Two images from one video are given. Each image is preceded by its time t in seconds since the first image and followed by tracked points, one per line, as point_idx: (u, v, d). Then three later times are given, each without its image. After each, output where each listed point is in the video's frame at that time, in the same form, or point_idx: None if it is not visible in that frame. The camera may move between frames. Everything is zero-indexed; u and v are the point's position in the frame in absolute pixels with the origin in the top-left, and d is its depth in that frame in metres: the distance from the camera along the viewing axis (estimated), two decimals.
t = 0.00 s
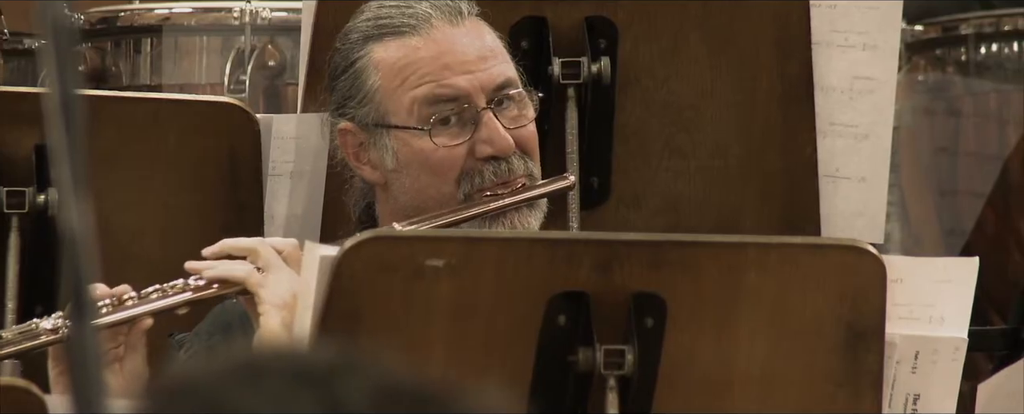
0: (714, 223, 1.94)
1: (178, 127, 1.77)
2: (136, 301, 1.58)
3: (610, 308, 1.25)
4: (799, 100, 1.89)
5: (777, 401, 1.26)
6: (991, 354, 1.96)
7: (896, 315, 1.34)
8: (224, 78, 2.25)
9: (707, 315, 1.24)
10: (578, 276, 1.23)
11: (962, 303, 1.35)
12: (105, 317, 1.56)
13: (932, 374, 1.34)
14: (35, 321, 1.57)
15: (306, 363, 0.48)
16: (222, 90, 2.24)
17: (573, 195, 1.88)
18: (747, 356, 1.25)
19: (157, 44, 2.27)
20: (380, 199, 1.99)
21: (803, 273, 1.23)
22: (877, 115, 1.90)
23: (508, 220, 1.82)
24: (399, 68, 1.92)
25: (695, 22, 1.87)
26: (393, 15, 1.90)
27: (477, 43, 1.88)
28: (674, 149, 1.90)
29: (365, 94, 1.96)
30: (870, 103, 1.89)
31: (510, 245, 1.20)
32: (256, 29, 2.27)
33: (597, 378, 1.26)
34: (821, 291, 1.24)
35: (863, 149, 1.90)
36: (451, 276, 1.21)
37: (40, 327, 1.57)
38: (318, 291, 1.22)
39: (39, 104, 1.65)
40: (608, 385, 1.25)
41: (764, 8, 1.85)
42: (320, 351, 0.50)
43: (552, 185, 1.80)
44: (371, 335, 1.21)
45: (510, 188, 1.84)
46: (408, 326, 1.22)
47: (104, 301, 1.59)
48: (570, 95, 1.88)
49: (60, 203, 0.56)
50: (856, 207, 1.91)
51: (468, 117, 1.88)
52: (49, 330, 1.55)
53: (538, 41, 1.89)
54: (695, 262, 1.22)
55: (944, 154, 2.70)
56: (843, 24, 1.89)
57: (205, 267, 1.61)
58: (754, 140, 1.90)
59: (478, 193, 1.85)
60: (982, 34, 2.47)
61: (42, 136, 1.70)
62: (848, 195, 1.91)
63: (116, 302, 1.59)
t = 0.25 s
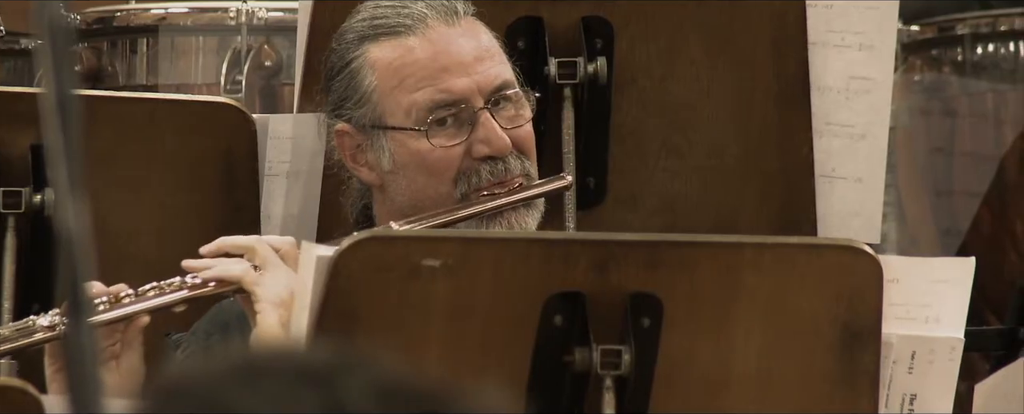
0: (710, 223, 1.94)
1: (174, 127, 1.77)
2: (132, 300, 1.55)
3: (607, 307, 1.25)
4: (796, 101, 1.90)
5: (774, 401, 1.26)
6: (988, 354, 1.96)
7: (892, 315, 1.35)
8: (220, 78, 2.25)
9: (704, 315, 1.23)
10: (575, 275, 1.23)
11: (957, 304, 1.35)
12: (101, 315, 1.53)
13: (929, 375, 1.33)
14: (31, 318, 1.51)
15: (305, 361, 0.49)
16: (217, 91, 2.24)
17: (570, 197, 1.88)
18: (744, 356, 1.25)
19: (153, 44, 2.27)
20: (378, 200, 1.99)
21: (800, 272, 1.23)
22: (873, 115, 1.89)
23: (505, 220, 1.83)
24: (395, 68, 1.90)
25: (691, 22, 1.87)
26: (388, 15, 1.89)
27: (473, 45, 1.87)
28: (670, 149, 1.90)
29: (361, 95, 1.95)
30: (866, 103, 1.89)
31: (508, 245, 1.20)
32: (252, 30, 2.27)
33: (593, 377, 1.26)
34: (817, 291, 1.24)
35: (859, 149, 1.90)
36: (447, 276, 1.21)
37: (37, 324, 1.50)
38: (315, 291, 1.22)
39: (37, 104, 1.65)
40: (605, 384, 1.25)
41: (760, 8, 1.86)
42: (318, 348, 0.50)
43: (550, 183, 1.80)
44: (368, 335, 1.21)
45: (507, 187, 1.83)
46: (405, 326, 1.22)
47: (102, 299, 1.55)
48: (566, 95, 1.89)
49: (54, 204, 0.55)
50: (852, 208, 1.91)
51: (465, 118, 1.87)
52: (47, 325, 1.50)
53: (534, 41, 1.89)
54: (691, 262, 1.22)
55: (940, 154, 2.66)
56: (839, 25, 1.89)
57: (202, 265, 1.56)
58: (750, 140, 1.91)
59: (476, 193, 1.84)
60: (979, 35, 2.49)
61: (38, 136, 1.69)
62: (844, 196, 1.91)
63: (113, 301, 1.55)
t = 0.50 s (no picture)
0: (703, 223, 1.93)
1: (170, 128, 1.77)
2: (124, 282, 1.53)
3: (600, 308, 1.25)
4: (790, 100, 1.89)
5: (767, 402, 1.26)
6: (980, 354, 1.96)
7: (885, 315, 1.34)
8: (213, 79, 2.24)
9: (697, 315, 1.23)
10: (568, 275, 1.23)
11: (953, 304, 1.34)
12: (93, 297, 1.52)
13: (921, 375, 1.33)
14: (22, 297, 1.48)
15: (297, 360, 0.49)
16: (212, 90, 2.23)
17: (563, 196, 1.89)
18: (737, 356, 1.24)
19: (147, 45, 2.26)
20: (373, 198, 2.00)
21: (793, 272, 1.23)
22: (867, 115, 1.87)
23: (498, 216, 1.83)
24: (390, 65, 1.93)
25: (684, 22, 1.86)
26: (384, 11, 1.92)
27: (469, 42, 1.90)
28: (663, 149, 1.90)
29: (358, 91, 1.97)
30: (860, 103, 1.86)
31: (502, 245, 1.20)
32: (246, 30, 2.25)
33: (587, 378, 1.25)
34: (810, 290, 1.24)
35: (853, 149, 1.87)
36: (441, 276, 1.21)
37: (28, 303, 1.48)
38: (310, 287, 1.22)
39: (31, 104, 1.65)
40: (598, 385, 1.25)
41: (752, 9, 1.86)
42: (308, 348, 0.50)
43: (544, 181, 1.79)
44: (362, 335, 1.21)
45: (500, 183, 1.85)
46: (398, 326, 1.21)
47: (92, 280, 1.54)
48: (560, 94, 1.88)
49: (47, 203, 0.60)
50: (846, 208, 1.88)
51: (460, 112, 1.90)
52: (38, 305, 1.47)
53: (529, 40, 1.88)
54: (685, 262, 1.22)
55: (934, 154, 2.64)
56: (834, 25, 1.86)
57: (195, 249, 1.54)
58: (742, 140, 1.91)
59: (470, 188, 1.86)
60: (972, 34, 2.49)
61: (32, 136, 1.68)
62: (838, 196, 1.88)
63: (104, 282, 1.54)
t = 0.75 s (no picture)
0: (690, 222, 1.93)
1: (156, 128, 1.75)
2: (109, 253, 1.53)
3: (587, 308, 1.24)
4: (778, 100, 1.89)
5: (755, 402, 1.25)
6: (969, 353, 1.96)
7: (872, 315, 1.34)
8: (201, 78, 2.22)
9: (684, 315, 1.23)
10: (555, 275, 1.22)
11: (941, 304, 1.34)
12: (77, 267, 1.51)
13: (909, 375, 1.33)
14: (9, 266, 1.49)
15: (294, 363, 0.50)
16: (198, 90, 2.21)
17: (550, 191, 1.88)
18: (725, 357, 1.24)
19: (135, 45, 2.24)
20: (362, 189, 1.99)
21: (780, 271, 1.23)
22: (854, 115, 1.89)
23: (487, 203, 1.82)
24: (384, 56, 1.90)
25: (672, 21, 1.86)
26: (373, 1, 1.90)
27: (457, 33, 1.88)
28: (651, 149, 1.90)
29: (347, 82, 1.94)
30: (847, 103, 1.88)
31: (489, 243, 1.19)
32: (233, 29, 2.25)
33: (574, 378, 1.24)
34: (797, 289, 1.23)
35: (840, 149, 1.89)
36: (428, 276, 1.20)
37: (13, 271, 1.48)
38: (295, 291, 1.20)
39: (16, 103, 1.63)
40: (585, 385, 1.24)
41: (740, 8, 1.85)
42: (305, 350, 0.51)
43: (531, 171, 1.78)
44: (350, 336, 1.19)
45: (488, 171, 1.83)
46: (385, 327, 1.20)
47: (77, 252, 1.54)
48: (547, 94, 1.87)
49: (36, 201, 0.58)
50: (833, 208, 1.90)
51: (449, 99, 1.88)
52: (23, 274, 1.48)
53: (515, 42, 1.89)
54: (672, 262, 1.21)
55: (922, 154, 2.56)
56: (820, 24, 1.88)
57: (180, 220, 1.55)
58: (730, 141, 1.90)
59: (459, 176, 1.85)
60: (959, 34, 2.48)
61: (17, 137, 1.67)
62: (826, 195, 1.90)
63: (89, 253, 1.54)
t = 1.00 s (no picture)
0: (671, 222, 1.92)
1: (136, 127, 1.77)
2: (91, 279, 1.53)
3: (568, 308, 1.23)
4: (758, 99, 1.89)
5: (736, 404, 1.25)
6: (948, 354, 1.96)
7: (852, 315, 1.34)
8: (180, 79, 2.21)
9: (666, 315, 1.22)
10: (536, 275, 1.21)
11: (921, 304, 1.33)
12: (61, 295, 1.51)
13: (889, 375, 1.33)
14: None
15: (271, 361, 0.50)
16: (178, 90, 2.21)
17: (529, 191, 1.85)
18: (706, 356, 1.23)
19: (115, 45, 2.23)
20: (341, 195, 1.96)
21: (760, 271, 1.22)
22: (835, 115, 1.86)
23: (466, 211, 1.81)
24: (363, 62, 1.89)
25: (654, 22, 1.86)
26: (353, 7, 1.89)
27: (437, 39, 1.86)
28: (631, 149, 1.89)
29: (326, 87, 1.93)
30: (828, 103, 1.86)
31: (468, 244, 1.19)
32: (213, 29, 2.22)
33: (554, 377, 1.24)
34: (778, 288, 1.23)
35: (821, 149, 1.87)
36: (409, 276, 1.19)
37: None
38: (279, 290, 1.20)
39: None
40: (566, 384, 1.23)
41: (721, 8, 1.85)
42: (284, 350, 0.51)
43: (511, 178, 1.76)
44: (331, 335, 1.19)
45: (468, 179, 1.81)
46: (366, 326, 1.19)
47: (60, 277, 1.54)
48: (528, 95, 1.85)
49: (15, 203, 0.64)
50: (814, 208, 1.88)
51: (428, 108, 1.86)
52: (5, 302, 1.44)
53: (495, 42, 1.88)
54: (653, 261, 1.21)
55: (901, 155, 2.57)
56: (800, 24, 1.86)
57: (160, 243, 1.53)
58: (711, 141, 1.90)
59: (437, 185, 1.83)
60: (940, 34, 2.45)
61: None
62: (806, 195, 1.89)
63: (71, 279, 1.54)
